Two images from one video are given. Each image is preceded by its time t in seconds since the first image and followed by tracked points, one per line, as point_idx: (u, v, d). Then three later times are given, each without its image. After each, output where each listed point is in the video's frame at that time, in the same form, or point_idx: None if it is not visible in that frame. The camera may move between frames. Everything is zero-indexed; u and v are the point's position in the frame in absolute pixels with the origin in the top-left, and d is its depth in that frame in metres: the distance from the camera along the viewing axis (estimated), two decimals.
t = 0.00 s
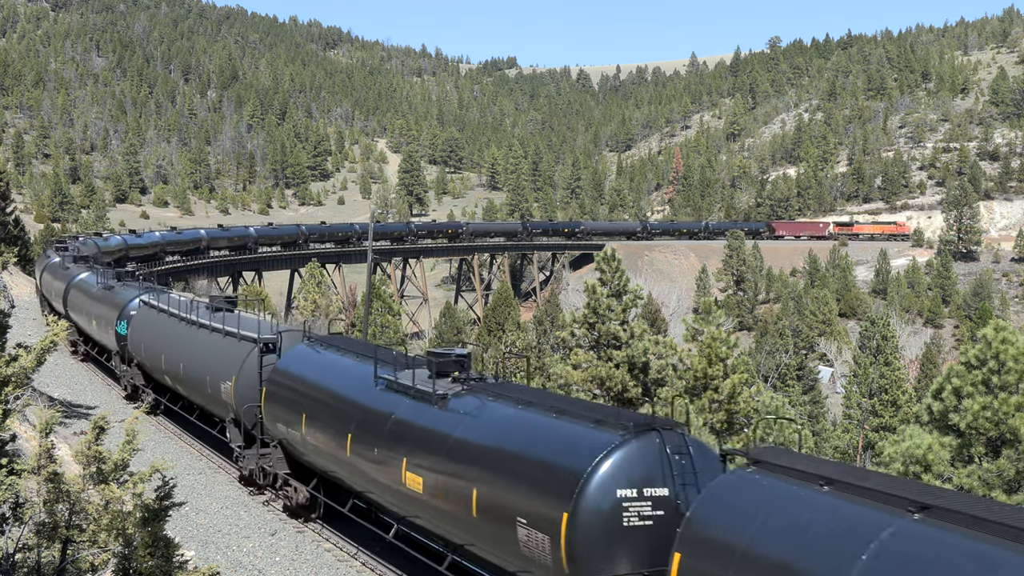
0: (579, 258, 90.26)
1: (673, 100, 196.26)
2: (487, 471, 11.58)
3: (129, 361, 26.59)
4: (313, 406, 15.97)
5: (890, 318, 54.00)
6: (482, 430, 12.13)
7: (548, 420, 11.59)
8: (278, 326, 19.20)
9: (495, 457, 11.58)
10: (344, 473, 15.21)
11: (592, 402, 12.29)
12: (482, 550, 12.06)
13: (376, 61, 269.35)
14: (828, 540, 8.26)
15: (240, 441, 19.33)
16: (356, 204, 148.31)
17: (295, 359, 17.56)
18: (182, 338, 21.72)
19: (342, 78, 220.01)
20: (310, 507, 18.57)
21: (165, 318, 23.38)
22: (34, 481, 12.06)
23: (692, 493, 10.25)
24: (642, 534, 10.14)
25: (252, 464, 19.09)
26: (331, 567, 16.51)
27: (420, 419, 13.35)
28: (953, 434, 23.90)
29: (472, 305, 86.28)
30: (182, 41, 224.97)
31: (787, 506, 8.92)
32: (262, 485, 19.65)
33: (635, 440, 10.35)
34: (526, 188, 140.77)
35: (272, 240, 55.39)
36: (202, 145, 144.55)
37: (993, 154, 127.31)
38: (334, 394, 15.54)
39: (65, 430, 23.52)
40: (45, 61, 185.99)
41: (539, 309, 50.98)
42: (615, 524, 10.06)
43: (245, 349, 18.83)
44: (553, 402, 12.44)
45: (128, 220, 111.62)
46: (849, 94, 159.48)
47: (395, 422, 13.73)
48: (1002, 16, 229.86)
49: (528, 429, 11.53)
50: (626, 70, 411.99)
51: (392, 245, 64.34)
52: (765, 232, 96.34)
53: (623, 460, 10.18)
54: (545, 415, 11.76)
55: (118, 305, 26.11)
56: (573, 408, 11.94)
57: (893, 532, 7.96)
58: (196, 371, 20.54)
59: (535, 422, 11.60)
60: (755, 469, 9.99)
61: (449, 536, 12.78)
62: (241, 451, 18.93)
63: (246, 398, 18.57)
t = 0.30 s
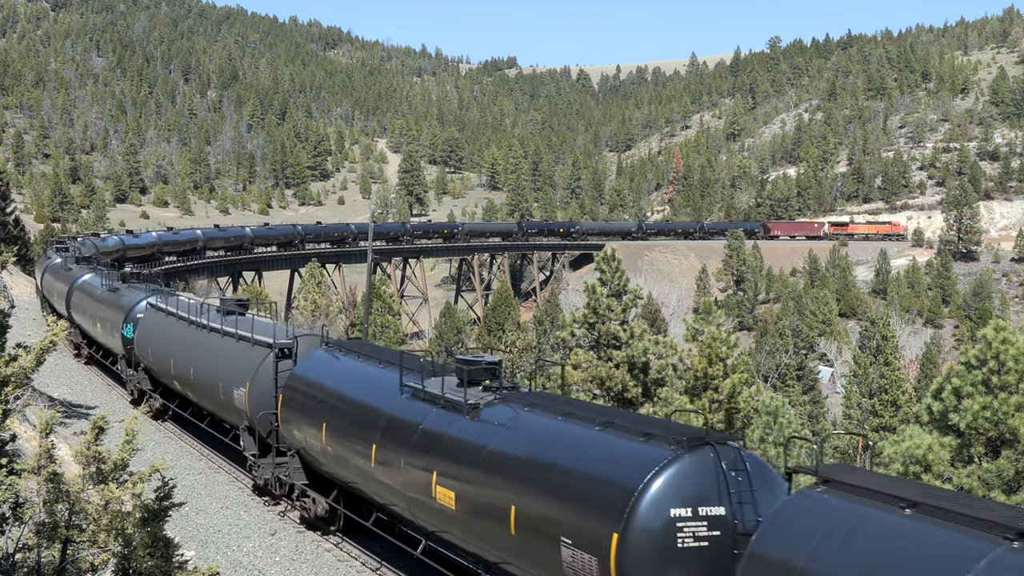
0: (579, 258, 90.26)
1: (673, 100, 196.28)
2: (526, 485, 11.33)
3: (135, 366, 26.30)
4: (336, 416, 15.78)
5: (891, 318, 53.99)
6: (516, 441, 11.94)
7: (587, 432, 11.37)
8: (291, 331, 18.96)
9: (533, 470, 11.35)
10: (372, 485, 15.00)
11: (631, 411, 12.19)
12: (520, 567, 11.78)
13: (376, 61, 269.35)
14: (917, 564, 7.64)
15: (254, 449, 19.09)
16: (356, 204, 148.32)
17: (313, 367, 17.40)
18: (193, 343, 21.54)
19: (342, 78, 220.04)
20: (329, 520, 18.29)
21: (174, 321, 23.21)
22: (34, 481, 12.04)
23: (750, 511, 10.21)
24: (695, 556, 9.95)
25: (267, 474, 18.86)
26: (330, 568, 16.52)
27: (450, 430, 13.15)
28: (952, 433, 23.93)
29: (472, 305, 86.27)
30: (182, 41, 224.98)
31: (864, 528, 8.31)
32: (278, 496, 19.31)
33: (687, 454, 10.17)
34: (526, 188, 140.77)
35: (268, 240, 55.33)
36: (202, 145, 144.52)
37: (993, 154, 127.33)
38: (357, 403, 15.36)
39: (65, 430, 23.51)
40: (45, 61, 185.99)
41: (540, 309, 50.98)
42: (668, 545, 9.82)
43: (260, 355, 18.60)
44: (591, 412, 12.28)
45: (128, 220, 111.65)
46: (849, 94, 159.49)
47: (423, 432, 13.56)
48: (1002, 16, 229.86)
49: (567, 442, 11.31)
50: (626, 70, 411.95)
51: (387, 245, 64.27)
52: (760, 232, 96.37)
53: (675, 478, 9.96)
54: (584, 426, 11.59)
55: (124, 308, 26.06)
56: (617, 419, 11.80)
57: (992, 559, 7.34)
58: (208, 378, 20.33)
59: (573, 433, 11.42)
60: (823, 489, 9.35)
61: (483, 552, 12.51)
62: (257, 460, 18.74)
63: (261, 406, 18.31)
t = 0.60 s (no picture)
0: (579, 258, 90.24)
1: (673, 99, 196.23)
2: (570, 503, 10.66)
3: (142, 370, 25.95)
4: (359, 424, 15.15)
5: (891, 318, 53.97)
6: (557, 455, 11.30)
7: (636, 446, 10.72)
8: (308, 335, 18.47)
9: (579, 487, 10.67)
10: (398, 498, 14.37)
11: (683, 424, 11.47)
12: None
13: (376, 61, 269.30)
14: None
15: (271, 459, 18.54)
16: (356, 204, 148.27)
17: (332, 374, 16.81)
18: (205, 349, 21.10)
19: (342, 78, 219.98)
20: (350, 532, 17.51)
21: (185, 325, 22.80)
22: (34, 481, 12.01)
23: (814, 532, 9.63)
24: None
25: (284, 484, 18.19)
26: (330, 568, 16.51)
27: (483, 441, 12.50)
28: (952, 433, 23.88)
29: (472, 305, 86.27)
30: (182, 41, 224.96)
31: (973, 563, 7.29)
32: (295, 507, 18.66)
33: (750, 473, 9.49)
34: (526, 188, 140.69)
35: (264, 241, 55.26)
36: (202, 145, 144.46)
37: (993, 154, 127.28)
38: (382, 411, 14.74)
39: (65, 430, 23.50)
40: (45, 61, 186.01)
41: (540, 309, 50.91)
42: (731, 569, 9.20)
43: (276, 361, 18.10)
44: (639, 424, 11.57)
45: (128, 220, 111.63)
46: (849, 94, 159.41)
47: (456, 443, 12.90)
48: (1002, 16, 229.84)
49: (616, 456, 10.63)
50: (626, 70, 411.89)
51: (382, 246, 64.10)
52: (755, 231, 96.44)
53: (734, 498, 9.30)
54: (632, 440, 10.90)
55: (129, 311, 25.82)
56: (667, 433, 11.10)
57: None
58: (221, 385, 19.92)
59: (622, 447, 10.75)
60: (907, 513, 8.34)
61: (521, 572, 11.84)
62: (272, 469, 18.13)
63: (277, 415, 17.84)
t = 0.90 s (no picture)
0: (579, 258, 90.30)
1: (673, 100, 196.25)
2: (619, 521, 10.11)
3: (149, 375, 25.18)
4: (386, 434, 14.66)
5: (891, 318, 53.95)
6: (604, 470, 10.76)
7: (690, 461, 10.19)
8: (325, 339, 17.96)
9: (630, 505, 10.11)
10: (428, 513, 13.83)
11: (736, 438, 10.98)
12: None
13: (376, 61, 269.29)
14: None
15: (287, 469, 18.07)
16: (357, 204, 148.24)
17: (355, 382, 16.33)
18: (217, 354, 20.56)
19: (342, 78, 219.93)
20: (372, 547, 16.89)
21: (196, 330, 22.29)
22: (33, 481, 12.01)
23: (890, 556, 9.12)
24: None
25: (301, 495, 17.54)
26: (331, 567, 16.50)
27: (522, 455, 11.97)
28: (952, 433, 23.86)
29: (472, 305, 86.27)
30: (182, 41, 224.94)
31: None
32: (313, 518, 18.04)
33: (821, 493, 9.01)
34: (526, 188, 140.64)
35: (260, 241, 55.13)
36: (202, 145, 144.50)
37: (993, 154, 127.23)
38: (411, 422, 14.24)
39: (65, 431, 23.48)
40: (45, 61, 185.97)
41: (540, 309, 50.94)
42: None
43: (293, 367, 17.52)
44: (690, 438, 11.03)
45: (128, 220, 111.65)
46: (849, 94, 159.36)
47: (491, 455, 12.41)
48: (1002, 16, 229.83)
49: (669, 471, 10.11)
50: (626, 70, 411.85)
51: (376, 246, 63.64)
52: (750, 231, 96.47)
53: (802, 521, 8.78)
54: (685, 455, 10.37)
55: (134, 313, 25.39)
56: (720, 446, 10.57)
57: None
58: (234, 392, 19.37)
59: (676, 463, 10.22)
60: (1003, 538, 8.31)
61: None
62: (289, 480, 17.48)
63: (294, 422, 17.29)
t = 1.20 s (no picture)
0: (579, 258, 90.34)
1: (673, 100, 196.24)
2: (677, 546, 9.07)
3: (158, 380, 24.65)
4: (411, 445, 13.59)
5: (891, 318, 53.96)
6: (659, 486, 9.66)
7: (754, 479, 9.16)
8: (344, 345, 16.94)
9: (688, 528, 9.07)
10: (460, 532, 12.74)
11: (805, 456, 9.87)
12: None
13: (376, 61, 269.37)
14: None
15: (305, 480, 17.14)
16: (356, 204, 148.29)
17: (376, 391, 15.26)
18: (229, 361, 19.63)
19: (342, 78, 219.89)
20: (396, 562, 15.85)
21: (206, 334, 21.34)
22: (33, 481, 12.00)
23: None
24: None
25: (321, 507, 16.67)
26: (330, 568, 16.48)
27: (564, 469, 10.86)
28: (952, 433, 23.82)
29: (472, 305, 86.34)
30: (182, 41, 224.93)
31: None
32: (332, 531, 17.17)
33: (905, 516, 7.98)
34: (526, 188, 140.70)
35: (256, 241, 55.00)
36: (202, 145, 144.54)
37: (993, 154, 127.19)
38: (440, 433, 13.12)
39: (64, 431, 23.48)
40: (45, 61, 185.86)
41: (540, 309, 50.89)
42: None
43: (313, 373, 16.51)
44: (741, 452, 10.06)
45: (128, 220, 111.67)
46: (849, 94, 159.30)
47: (530, 469, 11.31)
48: (1002, 16, 229.89)
49: (731, 491, 9.07)
50: (626, 70, 411.99)
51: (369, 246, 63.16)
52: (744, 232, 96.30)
53: (881, 547, 7.75)
54: (751, 475, 9.28)
55: (139, 318, 24.82)
56: (788, 464, 9.52)
57: None
58: (248, 399, 18.45)
59: (740, 481, 9.18)
60: None
61: None
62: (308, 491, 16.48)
63: (311, 433, 16.26)
